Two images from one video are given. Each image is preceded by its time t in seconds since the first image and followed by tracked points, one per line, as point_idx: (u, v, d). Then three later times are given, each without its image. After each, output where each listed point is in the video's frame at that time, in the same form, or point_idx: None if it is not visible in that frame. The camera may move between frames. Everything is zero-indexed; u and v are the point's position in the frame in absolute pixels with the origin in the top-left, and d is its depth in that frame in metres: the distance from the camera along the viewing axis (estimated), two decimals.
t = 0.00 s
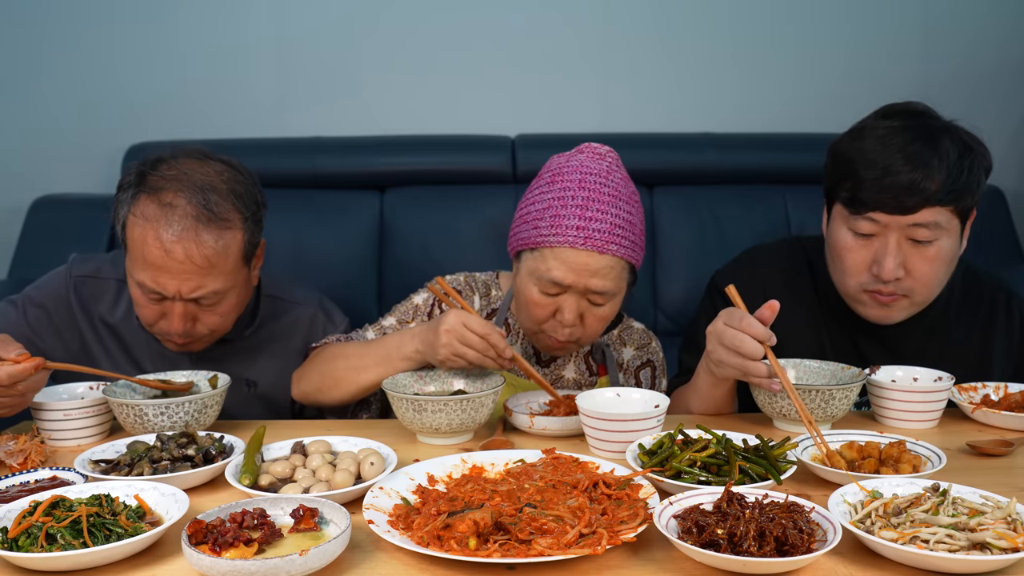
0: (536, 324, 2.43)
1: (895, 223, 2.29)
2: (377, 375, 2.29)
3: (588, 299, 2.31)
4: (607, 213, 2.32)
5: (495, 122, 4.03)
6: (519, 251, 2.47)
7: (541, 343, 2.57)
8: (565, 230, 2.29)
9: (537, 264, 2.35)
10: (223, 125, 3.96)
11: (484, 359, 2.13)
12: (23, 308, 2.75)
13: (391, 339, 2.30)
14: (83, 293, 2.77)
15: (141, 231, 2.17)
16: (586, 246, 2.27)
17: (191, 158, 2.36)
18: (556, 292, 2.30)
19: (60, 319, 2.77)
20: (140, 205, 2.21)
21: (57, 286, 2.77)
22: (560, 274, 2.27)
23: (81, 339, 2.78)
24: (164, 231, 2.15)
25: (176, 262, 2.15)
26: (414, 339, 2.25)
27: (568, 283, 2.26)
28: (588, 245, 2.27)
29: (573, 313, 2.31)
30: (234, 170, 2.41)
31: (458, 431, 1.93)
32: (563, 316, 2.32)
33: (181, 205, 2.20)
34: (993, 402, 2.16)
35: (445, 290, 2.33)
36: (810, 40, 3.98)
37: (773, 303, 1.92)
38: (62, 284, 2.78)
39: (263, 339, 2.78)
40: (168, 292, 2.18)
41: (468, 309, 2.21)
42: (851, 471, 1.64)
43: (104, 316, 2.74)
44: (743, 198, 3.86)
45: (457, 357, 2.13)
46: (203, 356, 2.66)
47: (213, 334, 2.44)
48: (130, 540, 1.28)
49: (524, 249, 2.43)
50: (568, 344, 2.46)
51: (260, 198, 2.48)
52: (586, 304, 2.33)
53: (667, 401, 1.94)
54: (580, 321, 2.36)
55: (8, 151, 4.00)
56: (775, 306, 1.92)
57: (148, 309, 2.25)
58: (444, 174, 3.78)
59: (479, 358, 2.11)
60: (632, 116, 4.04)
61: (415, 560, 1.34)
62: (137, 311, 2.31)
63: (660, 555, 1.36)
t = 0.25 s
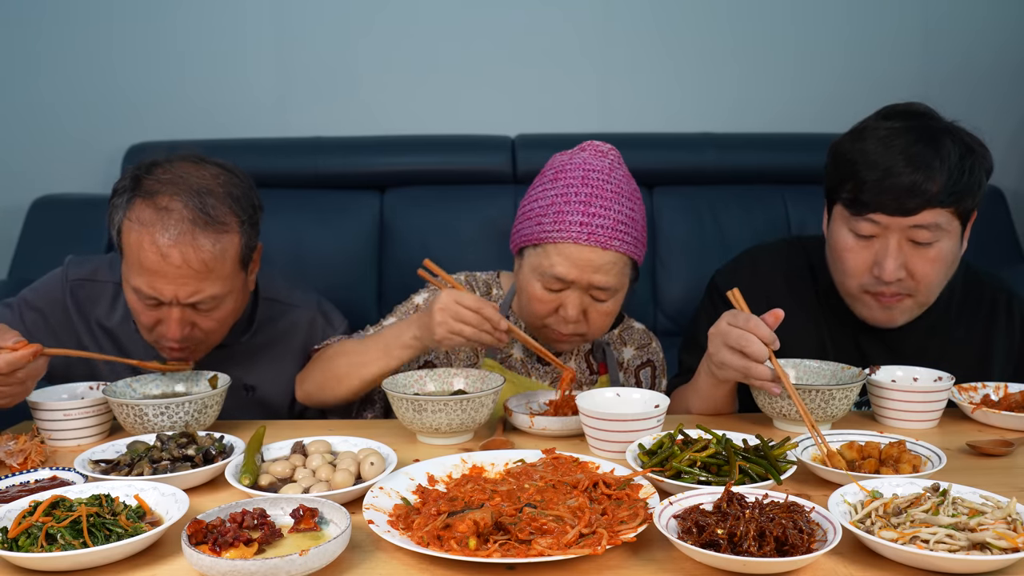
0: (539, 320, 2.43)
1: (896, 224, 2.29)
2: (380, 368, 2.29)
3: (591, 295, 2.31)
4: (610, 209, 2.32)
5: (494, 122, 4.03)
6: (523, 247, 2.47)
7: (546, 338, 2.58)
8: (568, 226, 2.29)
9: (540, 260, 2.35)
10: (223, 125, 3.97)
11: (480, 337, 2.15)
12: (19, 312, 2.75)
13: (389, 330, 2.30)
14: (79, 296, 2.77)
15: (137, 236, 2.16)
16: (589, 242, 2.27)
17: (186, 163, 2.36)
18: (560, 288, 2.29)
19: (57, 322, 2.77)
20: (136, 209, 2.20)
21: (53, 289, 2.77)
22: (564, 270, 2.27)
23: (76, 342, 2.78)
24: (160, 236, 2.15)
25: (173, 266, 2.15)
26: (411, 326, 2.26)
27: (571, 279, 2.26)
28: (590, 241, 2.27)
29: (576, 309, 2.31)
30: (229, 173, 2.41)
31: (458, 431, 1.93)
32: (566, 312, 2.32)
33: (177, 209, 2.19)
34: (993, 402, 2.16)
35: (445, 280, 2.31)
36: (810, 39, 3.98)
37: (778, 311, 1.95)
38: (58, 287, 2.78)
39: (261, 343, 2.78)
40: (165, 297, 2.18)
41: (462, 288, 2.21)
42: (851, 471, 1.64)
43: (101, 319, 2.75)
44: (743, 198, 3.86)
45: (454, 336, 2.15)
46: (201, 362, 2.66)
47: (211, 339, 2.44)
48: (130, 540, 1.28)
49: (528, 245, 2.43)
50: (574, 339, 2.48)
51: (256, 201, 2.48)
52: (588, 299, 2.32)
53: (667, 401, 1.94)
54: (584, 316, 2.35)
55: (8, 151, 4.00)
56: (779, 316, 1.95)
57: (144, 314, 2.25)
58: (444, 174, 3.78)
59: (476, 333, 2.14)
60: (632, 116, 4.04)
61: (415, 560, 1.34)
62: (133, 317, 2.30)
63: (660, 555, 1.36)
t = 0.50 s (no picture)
0: (535, 316, 2.43)
1: (897, 224, 2.29)
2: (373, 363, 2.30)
3: (589, 292, 2.31)
4: (609, 206, 2.32)
5: (494, 122, 4.03)
6: (522, 245, 2.47)
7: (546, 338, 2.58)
8: (567, 224, 2.29)
9: (539, 257, 2.35)
10: (223, 125, 3.97)
11: (471, 351, 2.14)
12: (16, 313, 2.75)
13: (384, 325, 2.30)
14: (76, 298, 2.77)
15: (136, 239, 2.16)
16: (588, 239, 2.27)
17: (182, 165, 2.36)
18: (558, 284, 2.29)
19: (54, 324, 2.77)
20: (134, 212, 2.20)
21: (50, 291, 2.78)
22: (562, 266, 2.27)
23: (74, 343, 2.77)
24: (160, 238, 2.15)
25: (173, 269, 2.15)
26: (406, 320, 2.26)
27: (569, 276, 2.26)
28: (589, 238, 2.27)
29: (573, 306, 2.31)
30: (227, 175, 2.41)
31: (457, 431, 1.93)
32: (564, 309, 2.32)
33: (176, 211, 2.19)
34: (993, 402, 2.16)
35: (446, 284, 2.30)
36: (811, 39, 3.98)
37: (778, 306, 1.99)
38: (55, 288, 2.78)
39: (259, 346, 2.78)
40: (165, 300, 2.18)
41: (468, 296, 2.20)
42: (851, 471, 1.64)
43: (98, 320, 2.74)
44: (743, 198, 3.86)
45: (448, 341, 2.15)
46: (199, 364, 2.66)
47: (210, 342, 2.43)
48: (130, 540, 1.28)
49: (527, 243, 2.43)
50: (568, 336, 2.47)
51: (253, 202, 2.48)
52: (587, 297, 2.33)
53: (666, 401, 1.94)
54: (582, 314, 2.36)
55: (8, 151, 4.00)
56: (779, 310, 1.98)
57: (144, 318, 2.25)
58: (444, 174, 3.78)
59: (468, 346, 2.12)
60: (632, 116, 4.04)
61: (415, 560, 1.34)
62: (132, 320, 2.30)
63: (660, 555, 1.36)
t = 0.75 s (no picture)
0: (535, 316, 2.43)
1: (898, 224, 2.29)
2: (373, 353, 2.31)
3: (589, 292, 2.31)
4: (609, 206, 2.32)
5: (494, 122, 4.03)
6: (522, 244, 2.47)
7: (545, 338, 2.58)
8: (566, 223, 2.29)
9: (538, 256, 2.35)
10: (223, 125, 3.97)
11: (474, 349, 2.15)
12: (15, 313, 2.75)
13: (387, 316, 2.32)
14: (75, 298, 2.77)
15: (137, 241, 2.16)
16: (588, 239, 2.27)
17: (184, 167, 2.36)
18: (557, 284, 2.29)
19: (53, 324, 2.77)
20: (136, 214, 2.20)
21: (49, 291, 2.78)
22: (562, 266, 2.27)
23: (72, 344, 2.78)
24: (160, 241, 2.15)
25: (174, 271, 2.14)
26: (409, 312, 2.27)
27: (569, 276, 2.26)
28: (589, 238, 2.27)
29: (573, 306, 2.31)
30: (229, 178, 2.41)
31: (457, 431, 1.93)
32: (563, 309, 2.32)
33: (177, 213, 2.19)
34: (993, 402, 2.16)
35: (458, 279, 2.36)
36: (811, 39, 3.98)
37: (784, 300, 1.99)
38: (54, 288, 2.78)
39: (259, 347, 2.78)
40: (165, 303, 2.17)
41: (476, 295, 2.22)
42: (851, 471, 1.64)
43: (97, 321, 2.74)
44: (743, 198, 3.86)
45: (451, 333, 2.16)
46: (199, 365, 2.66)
47: (209, 344, 2.43)
48: (130, 540, 1.28)
49: (527, 243, 2.43)
50: (568, 336, 2.47)
51: (255, 205, 2.48)
52: (586, 296, 2.33)
53: (666, 401, 1.94)
54: (581, 314, 2.36)
55: (9, 151, 4.00)
56: (784, 304, 1.99)
57: (143, 319, 2.25)
58: (444, 174, 3.78)
59: (470, 342, 2.13)
60: (632, 116, 4.04)
61: (415, 560, 1.34)
62: (132, 322, 2.30)
63: (660, 555, 1.36)
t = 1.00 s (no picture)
0: (536, 315, 2.43)
1: (898, 224, 2.29)
2: (384, 364, 2.32)
3: (590, 291, 2.31)
4: (611, 205, 2.32)
5: (494, 123, 4.03)
6: (523, 244, 2.47)
7: (545, 338, 2.58)
8: (569, 222, 2.29)
9: (540, 256, 2.35)
10: (223, 125, 3.97)
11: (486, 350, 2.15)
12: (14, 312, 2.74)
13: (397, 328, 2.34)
14: (75, 297, 2.77)
15: (135, 245, 2.16)
16: (589, 238, 2.27)
17: (181, 167, 2.35)
18: (559, 283, 2.30)
19: (52, 323, 2.76)
20: (133, 217, 2.20)
21: (48, 290, 2.77)
22: (563, 265, 2.27)
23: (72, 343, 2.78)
24: (158, 244, 2.14)
25: (172, 275, 2.14)
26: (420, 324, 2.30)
27: (570, 275, 2.26)
28: (591, 236, 2.27)
29: (574, 306, 2.31)
30: (226, 178, 2.41)
31: (457, 431, 1.93)
32: (565, 308, 2.32)
33: (175, 217, 2.19)
34: (993, 402, 2.16)
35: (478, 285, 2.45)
36: (811, 39, 3.97)
37: (779, 293, 2.00)
38: (54, 287, 2.78)
39: (259, 345, 2.77)
40: (164, 305, 2.18)
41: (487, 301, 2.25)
42: (851, 471, 1.64)
43: (97, 320, 2.75)
44: (743, 198, 3.86)
45: (465, 333, 2.18)
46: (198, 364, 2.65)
47: (208, 343, 2.44)
48: (130, 540, 1.28)
49: (529, 242, 2.43)
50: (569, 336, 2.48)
51: (252, 204, 2.48)
52: (588, 296, 2.33)
53: (666, 401, 1.94)
54: (582, 313, 2.36)
55: (9, 151, 4.00)
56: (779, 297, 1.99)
57: (142, 321, 2.25)
58: (444, 174, 3.78)
59: (483, 341, 2.14)
60: (632, 116, 4.04)
61: (415, 560, 1.34)
62: (131, 322, 2.30)
63: (660, 555, 1.36)
